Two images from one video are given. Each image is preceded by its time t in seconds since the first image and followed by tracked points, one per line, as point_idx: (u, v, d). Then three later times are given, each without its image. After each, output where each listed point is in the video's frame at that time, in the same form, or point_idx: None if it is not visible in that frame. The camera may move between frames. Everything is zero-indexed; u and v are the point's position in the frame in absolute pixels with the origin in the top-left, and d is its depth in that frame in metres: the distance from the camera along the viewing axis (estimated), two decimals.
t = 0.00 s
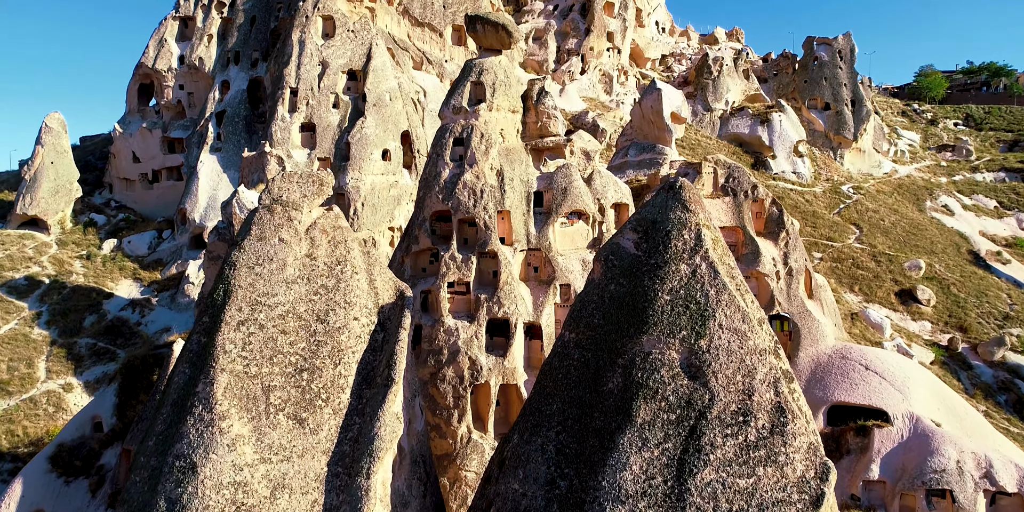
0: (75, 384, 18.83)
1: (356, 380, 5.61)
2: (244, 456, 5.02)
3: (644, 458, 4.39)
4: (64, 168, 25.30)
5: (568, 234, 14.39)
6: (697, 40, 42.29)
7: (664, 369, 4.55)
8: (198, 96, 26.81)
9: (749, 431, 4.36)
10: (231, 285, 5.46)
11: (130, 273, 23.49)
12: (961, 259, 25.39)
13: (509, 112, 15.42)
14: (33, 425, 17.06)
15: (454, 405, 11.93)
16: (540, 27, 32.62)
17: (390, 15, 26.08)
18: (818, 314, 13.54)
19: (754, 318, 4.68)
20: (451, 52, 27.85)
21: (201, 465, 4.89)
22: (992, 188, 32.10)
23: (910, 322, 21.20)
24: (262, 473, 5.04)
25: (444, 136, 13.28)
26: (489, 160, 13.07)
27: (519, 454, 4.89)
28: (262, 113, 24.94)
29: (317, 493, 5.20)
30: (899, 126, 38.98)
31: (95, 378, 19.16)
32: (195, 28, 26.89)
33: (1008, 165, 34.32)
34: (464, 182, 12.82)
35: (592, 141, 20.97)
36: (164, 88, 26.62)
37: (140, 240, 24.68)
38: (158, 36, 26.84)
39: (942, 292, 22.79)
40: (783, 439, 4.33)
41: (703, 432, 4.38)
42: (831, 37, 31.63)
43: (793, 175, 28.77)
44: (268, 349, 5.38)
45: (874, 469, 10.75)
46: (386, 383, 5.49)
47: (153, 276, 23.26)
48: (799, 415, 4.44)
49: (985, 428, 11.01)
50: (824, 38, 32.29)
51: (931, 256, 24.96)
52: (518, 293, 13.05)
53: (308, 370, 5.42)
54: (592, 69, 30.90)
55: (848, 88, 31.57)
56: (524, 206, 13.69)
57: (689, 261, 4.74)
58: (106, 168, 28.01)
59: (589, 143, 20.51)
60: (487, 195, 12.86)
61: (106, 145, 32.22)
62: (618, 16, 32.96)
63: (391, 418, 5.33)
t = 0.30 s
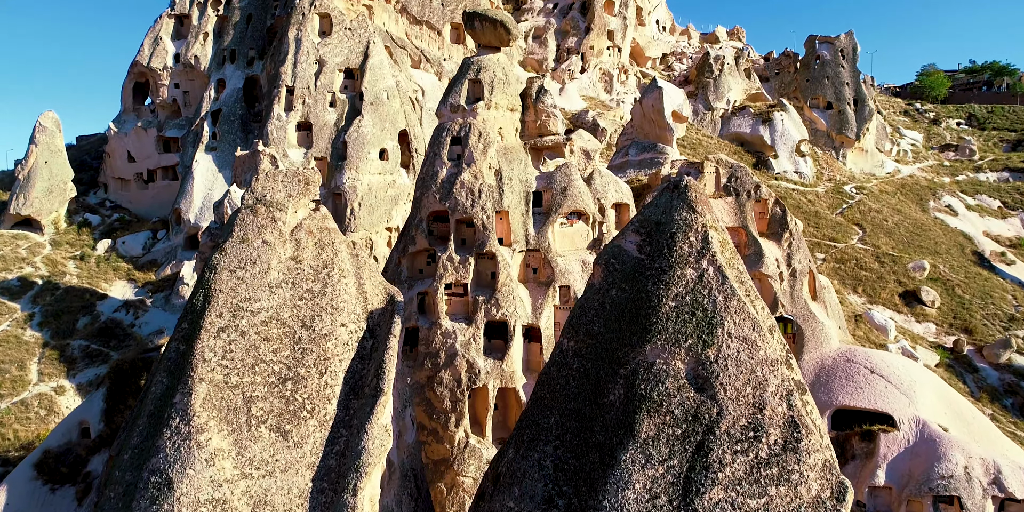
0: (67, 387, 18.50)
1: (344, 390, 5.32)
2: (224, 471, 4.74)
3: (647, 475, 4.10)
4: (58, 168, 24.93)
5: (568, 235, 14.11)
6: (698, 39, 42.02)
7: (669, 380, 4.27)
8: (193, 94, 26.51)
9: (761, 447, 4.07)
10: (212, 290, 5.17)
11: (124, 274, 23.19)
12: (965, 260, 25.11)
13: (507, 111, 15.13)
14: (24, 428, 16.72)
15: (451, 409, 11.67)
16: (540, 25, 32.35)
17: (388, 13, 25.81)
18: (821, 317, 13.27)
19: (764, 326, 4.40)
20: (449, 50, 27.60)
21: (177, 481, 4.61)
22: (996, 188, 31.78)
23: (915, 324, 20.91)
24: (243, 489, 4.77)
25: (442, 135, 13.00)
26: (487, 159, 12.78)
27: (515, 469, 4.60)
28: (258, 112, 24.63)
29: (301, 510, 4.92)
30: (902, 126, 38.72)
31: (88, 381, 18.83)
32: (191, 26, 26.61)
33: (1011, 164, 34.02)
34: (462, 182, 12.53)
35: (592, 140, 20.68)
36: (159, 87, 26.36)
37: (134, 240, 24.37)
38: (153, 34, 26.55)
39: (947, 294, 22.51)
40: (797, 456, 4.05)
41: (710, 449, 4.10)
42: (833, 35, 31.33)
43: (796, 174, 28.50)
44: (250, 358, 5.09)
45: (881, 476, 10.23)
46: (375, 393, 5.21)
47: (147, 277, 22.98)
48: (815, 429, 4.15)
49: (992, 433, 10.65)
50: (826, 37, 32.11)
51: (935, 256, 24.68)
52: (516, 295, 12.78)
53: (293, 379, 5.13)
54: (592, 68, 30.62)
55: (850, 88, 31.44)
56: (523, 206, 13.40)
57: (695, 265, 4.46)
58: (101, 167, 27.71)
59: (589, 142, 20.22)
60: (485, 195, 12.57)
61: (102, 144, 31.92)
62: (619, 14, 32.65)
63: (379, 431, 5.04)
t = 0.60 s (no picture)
0: (59, 390, 18.13)
1: (329, 403, 5.02)
2: (199, 492, 4.41)
3: (653, 500, 3.78)
4: (51, 167, 24.49)
5: (568, 235, 13.67)
6: (699, 38, 41.69)
7: (676, 396, 3.96)
8: (188, 93, 26.21)
9: (777, 468, 3.75)
10: (188, 297, 4.85)
11: (117, 275, 22.85)
12: (970, 261, 24.80)
13: (505, 109, 14.81)
14: (13, 432, 16.35)
15: (448, 414, 11.37)
16: (539, 23, 32.02)
17: (386, 11, 25.50)
18: (826, 319, 12.98)
19: (779, 337, 4.08)
20: (447, 48, 27.32)
21: (148, 503, 4.29)
22: (1000, 188, 31.45)
23: (920, 326, 20.59)
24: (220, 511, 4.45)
25: (439, 134, 12.68)
26: (485, 159, 12.48)
27: (511, 490, 4.29)
28: (253, 111, 24.30)
29: None
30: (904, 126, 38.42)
31: (79, 384, 18.45)
32: (186, 23, 26.30)
33: (1015, 164, 33.70)
34: (459, 182, 12.22)
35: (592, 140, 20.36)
36: (154, 86, 26.05)
37: (128, 241, 24.04)
38: (148, 31, 26.23)
39: (952, 296, 22.19)
40: (815, 479, 3.72)
41: (721, 470, 3.78)
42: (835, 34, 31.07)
43: (798, 174, 28.19)
44: (228, 369, 4.76)
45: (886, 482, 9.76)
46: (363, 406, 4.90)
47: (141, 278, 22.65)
48: (833, 450, 3.83)
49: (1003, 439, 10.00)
50: (828, 36, 31.84)
51: (940, 257, 24.38)
52: (515, 297, 12.46)
53: (273, 392, 4.81)
54: (592, 67, 30.30)
55: (853, 86, 31.15)
56: (522, 206, 13.07)
57: (704, 272, 4.13)
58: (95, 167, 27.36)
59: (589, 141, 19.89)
60: (483, 195, 12.26)
61: (97, 144, 31.58)
62: (619, 12, 32.28)
63: (366, 447, 4.73)
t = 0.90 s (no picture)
0: (50, 393, 17.72)
1: (312, 415, 4.73)
2: None
3: None
4: (45, 166, 23.98)
5: (567, 236, 13.33)
6: (700, 36, 41.36)
7: (685, 411, 3.64)
8: (183, 91, 25.94)
9: (796, 492, 3.44)
10: (160, 301, 4.50)
11: (111, 275, 22.53)
12: (976, 262, 24.45)
13: (504, 107, 14.48)
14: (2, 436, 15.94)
15: (446, 418, 11.07)
16: (539, 21, 31.69)
17: (383, 8, 25.19)
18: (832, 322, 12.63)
19: (797, 347, 3.77)
20: (445, 46, 27.05)
21: None
22: (1005, 188, 31.09)
23: (925, 328, 20.26)
24: None
25: (436, 132, 12.37)
26: (483, 157, 12.16)
27: None
28: (249, 109, 23.96)
29: None
30: (908, 125, 38.11)
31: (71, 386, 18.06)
32: (181, 21, 26.00)
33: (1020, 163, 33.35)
34: (457, 181, 11.91)
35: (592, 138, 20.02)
36: (149, 84, 25.74)
37: (122, 241, 23.71)
38: (142, 29, 25.91)
39: (958, 297, 21.83)
40: (838, 503, 3.40)
41: (735, 493, 3.46)
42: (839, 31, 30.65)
43: (801, 174, 27.87)
44: (203, 379, 4.44)
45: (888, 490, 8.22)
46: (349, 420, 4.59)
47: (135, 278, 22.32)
48: (857, 470, 3.52)
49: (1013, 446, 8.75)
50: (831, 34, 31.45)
51: (946, 258, 24.05)
52: (513, 299, 12.13)
53: (252, 404, 4.50)
54: (593, 65, 29.96)
55: (857, 85, 30.70)
56: (521, 206, 12.73)
57: (716, 276, 3.82)
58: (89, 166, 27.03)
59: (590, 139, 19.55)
60: (481, 194, 11.94)
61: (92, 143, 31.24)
62: (620, 11, 31.94)
63: (350, 464, 4.41)
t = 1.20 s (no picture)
0: (42, 396, 17.31)
1: (294, 427, 4.42)
2: None
3: None
4: (38, 165, 23.60)
5: (568, 236, 13.04)
6: (701, 35, 41.09)
7: (696, 427, 3.34)
8: (178, 89, 25.67)
9: None
10: (132, 306, 4.19)
11: (105, 276, 22.20)
12: (981, 262, 24.13)
13: (503, 104, 14.15)
14: None
15: (443, 423, 10.78)
16: (539, 19, 31.40)
17: (381, 5, 24.91)
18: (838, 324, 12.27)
19: (818, 358, 3.48)
20: (444, 44, 26.77)
21: None
22: (1010, 188, 30.77)
23: (931, 329, 19.95)
24: None
25: (434, 130, 12.08)
26: (482, 155, 11.84)
27: None
28: (245, 107, 23.64)
29: None
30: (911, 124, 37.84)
31: (64, 389, 17.64)
32: (176, 18, 25.72)
33: None
34: (455, 180, 11.62)
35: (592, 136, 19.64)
36: (144, 82, 25.44)
37: (116, 241, 23.40)
38: (137, 26, 25.64)
39: (964, 298, 21.51)
40: None
41: None
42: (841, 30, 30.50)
43: (804, 173, 27.55)
44: (176, 390, 4.14)
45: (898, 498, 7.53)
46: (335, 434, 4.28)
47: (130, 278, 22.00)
48: (885, 493, 3.22)
49: None
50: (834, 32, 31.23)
51: (951, 258, 23.74)
52: (513, 300, 11.80)
53: (229, 416, 4.21)
54: (593, 64, 29.64)
55: (859, 84, 30.47)
56: (520, 205, 12.39)
57: (729, 279, 3.51)
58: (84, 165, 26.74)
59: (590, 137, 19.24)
60: (479, 193, 11.63)
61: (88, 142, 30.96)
62: (620, 9, 31.88)
63: (334, 480, 4.10)
